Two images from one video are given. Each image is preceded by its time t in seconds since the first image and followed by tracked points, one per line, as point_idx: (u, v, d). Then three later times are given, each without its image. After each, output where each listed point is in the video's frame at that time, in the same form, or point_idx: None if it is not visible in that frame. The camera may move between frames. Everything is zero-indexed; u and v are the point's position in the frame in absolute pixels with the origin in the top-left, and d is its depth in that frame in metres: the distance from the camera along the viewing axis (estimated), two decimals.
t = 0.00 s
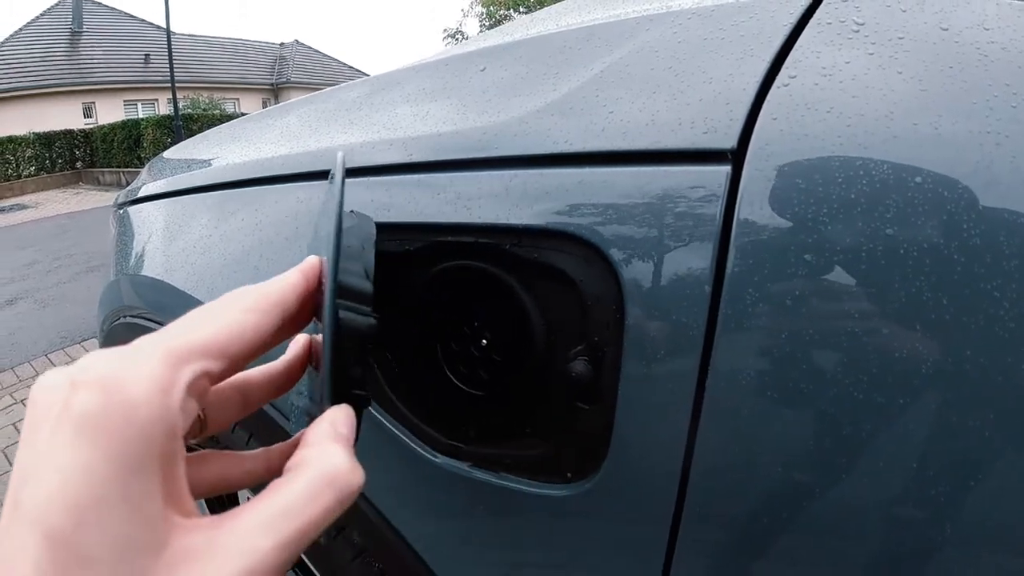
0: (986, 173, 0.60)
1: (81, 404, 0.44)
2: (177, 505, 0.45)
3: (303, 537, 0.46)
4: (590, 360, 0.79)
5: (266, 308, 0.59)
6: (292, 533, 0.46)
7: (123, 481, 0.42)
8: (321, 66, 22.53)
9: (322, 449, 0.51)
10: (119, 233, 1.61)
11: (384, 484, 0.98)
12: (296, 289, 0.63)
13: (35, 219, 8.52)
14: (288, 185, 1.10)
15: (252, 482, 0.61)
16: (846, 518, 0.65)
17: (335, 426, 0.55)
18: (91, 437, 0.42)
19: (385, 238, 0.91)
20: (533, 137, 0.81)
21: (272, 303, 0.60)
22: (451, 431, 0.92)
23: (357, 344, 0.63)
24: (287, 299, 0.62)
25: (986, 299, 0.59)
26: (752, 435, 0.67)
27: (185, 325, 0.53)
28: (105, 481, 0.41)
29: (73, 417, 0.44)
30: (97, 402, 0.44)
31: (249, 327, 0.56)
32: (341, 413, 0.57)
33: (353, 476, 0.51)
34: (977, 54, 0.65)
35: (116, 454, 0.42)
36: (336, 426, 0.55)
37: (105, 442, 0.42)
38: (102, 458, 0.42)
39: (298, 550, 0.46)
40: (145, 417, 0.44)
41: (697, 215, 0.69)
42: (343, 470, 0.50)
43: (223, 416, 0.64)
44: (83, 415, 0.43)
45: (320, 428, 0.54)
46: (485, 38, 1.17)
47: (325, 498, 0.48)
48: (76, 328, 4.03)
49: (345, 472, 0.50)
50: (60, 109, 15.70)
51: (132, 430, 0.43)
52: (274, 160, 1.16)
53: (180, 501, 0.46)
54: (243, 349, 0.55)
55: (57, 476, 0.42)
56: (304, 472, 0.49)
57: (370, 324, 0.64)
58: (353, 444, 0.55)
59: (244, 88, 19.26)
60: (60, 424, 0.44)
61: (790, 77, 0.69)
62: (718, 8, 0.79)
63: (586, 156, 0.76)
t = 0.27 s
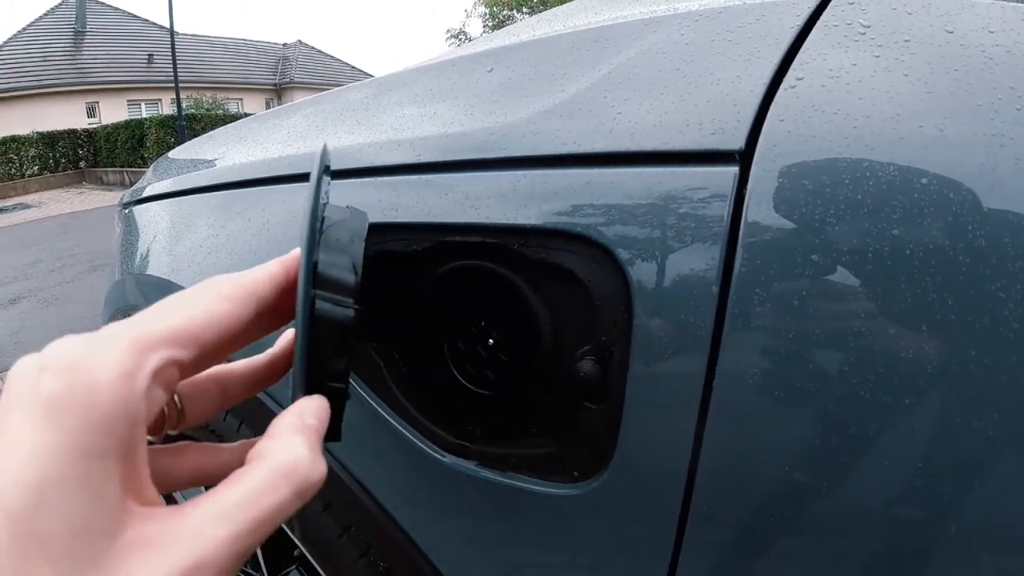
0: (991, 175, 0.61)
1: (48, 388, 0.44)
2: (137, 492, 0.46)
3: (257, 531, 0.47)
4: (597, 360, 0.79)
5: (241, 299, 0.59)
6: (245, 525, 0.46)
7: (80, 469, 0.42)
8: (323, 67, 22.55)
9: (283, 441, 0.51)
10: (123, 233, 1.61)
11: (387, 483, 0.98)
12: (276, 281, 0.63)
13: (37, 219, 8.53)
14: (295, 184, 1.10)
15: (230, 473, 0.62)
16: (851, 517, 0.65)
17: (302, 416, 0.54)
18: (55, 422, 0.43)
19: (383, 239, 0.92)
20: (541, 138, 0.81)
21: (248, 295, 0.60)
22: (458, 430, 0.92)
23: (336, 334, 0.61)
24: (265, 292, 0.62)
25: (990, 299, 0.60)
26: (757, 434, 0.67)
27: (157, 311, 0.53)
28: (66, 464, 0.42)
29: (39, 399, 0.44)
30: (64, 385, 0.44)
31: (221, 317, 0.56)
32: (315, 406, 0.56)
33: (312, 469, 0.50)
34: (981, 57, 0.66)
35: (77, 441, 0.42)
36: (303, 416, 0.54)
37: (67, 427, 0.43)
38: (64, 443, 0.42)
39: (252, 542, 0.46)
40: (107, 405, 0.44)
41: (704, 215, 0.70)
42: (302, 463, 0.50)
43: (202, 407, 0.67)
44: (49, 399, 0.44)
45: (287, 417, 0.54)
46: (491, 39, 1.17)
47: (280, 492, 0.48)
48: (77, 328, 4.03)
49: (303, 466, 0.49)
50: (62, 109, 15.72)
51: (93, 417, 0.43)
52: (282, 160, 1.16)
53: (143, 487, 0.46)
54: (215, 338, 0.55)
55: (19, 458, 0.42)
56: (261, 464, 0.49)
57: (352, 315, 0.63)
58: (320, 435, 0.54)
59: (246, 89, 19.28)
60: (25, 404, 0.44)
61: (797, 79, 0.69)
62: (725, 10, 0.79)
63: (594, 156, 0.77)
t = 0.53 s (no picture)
0: (996, 177, 0.61)
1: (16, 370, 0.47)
2: (96, 478, 0.48)
3: (214, 518, 0.48)
4: (604, 360, 0.79)
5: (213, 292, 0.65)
6: (203, 512, 0.48)
7: (40, 451, 0.44)
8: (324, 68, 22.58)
9: (243, 431, 0.52)
10: (128, 233, 1.61)
11: (390, 483, 0.97)
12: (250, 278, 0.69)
13: (39, 219, 8.55)
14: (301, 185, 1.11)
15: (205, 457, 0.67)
16: (856, 516, 0.66)
17: (267, 408, 0.56)
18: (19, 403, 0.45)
19: (389, 240, 0.93)
20: (547, 139, 0.82)
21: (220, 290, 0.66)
22: (465, 430, 0.92)
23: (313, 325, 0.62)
24: (237, 286, 0.68)
25: (995, 301, 0.60)
26: (763, 433, 0.68)
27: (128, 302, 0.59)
28: (28, 445, 0.44)
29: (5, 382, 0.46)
30: (31, 371, 0.47)
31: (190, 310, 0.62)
32: (282, 399, 0.58)
33: (270, 459, 0.52)
34: (985, 60, 0.66)
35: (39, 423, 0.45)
36: (269, 409, 0.56)
37: (29, 410, 0.45)
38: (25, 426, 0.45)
39: (209, 529, 0.48)
40: (76, 389, 0.47)
41: (711, 216, 0.70)
42: (261, 453, 0.51)
43: (183, 399, 0.72)
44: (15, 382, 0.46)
45: (254, 408, 0.55)
46: (497, 41, 1.18)
47: (238, 480, 0.49)
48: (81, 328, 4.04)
49: (262, 455, 0.51)
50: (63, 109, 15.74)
51: (60, 401, 0.46)
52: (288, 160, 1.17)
53: (99, 476, 0.48)
54: (181, 330, 0.61)
55: None
56: (218, 454, 0.50)
57: (331, 306, 0.63)
58: (286, 426, 0.56)
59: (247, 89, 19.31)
60: None
61: (803, 81, 0.70)
62: (731, 13, 0.80)
63: (600, 158, 0.77)
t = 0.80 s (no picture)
0: (1001, 178, 0.61)
1: None
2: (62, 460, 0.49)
3: (168, 502, 0.49)
4: (611, 359, 0.80)
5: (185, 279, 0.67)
6: (158, 495, 0.48)
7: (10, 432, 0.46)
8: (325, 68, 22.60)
9: (204, 414, 0.52)
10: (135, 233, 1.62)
11: (394, 482, 0.97)
12: (228, 265, 0.71)
13: (42, 219, 8.57)
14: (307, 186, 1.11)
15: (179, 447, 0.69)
16: (861, 515, 0.66)
17: (234, 394, 0.54)
18: None
19: (396, 240, 0.94)
20: (555, 140, 0.82)
21: (194, 277, 0.68)
22: (471, 429, 0.93)
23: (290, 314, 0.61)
24: (213, 274, 0.69)
25: (1002, 301, 0.60)
26: (769, 433, 0.68)
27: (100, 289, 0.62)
28: None
29: None
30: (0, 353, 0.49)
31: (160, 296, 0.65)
32: (252, 384, 0.56)
33: (228, 444, 0.51)
34: (990, 62, 0.66)
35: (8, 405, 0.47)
36: (235, 394, 0.54)
37: None
38: None
39: (165, 512, 0.49)
40: (43, 372, 0.49)
41: (718, 217, 0.70)
42: (219, 438, 0.51)
43: (162, 390, 0.72)
44: None
45: (220, 393, 0.54)
46: (504, 41, 1.18)
47: (193, 464, 0.49)
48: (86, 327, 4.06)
49: (220, 440, 0.50)
50: (65, 110, 15.77)
51: (29, 386, 0.48)
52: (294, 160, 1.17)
53: (65, 459, 0.50)
54: (151, 316, 0.63)
55: None
56: (177, 438, 0.50)
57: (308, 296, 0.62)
58: (253, 413, 0.54)
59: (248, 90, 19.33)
60: None
61: (810, 83, 0.70)
62: (738, 14, 0.80)
63: (608, 159, 0.78)
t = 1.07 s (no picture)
0: (1007, 179, 0.61)
1: None
2: (33, 442, 0.53)
3: (133, 484, 0.52)
4: (618, 359, 0.80)
5: (162, 269, 0.71)
6: (121, 478, 0.51)
7: None
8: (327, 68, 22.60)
9: (170, 399, 0.54)
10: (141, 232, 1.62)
11: (398, 481, 0.98)
12: (206, 254, 0.74)
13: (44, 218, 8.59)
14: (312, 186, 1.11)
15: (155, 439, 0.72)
16: (865, 514, 0.66)
17: (201, 381, 0.56)
18: None
19: (402, 240, 0.95)
20: (561, 140, 0.82)
21: (172, 267, 0.71)
22: (477, 429, 0.93)
23: (266, 304, 0.63)
24: (190, 265, 0.73)
25: (1007, 301, 0.60)
26: (773, 431, 0.68)
27: (81, 277, 0.66)
28: None
29: None
30: None
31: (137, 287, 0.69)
32: (221, 372, 0.58)
33: (191, 429, 0.54)
34: (995, 64, 0.66)
35: None
36: (203, 381, 0.56)
37: None
38: None
39: (129, 493, 0.52)
40: (16, 357, 0.53)
41: (725, 217, 0.71)
42: (182, 422, 0.53)
43: (144, 380, 0.76)
44: None
45: (189, 380, 0.56)
46: (511, 41, 1.18)
47: (157, 447, 0.52)
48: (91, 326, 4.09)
49: (182, 425, 0.53)
50: (66, 109, 15.79)
51: (4, 370, 0.52)
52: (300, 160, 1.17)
53: (36, 442, 0.53)
54: (128, 305, 0.68)
55: None
56: (143, 422, 0.53)
57: (285, 286, 0.64)
58: (221, 400, 0.56)
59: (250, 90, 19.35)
60: None
61: (816, 84, 0.70)
62: (745, 16, 0.80)
63: (615, 159, 0.78)
